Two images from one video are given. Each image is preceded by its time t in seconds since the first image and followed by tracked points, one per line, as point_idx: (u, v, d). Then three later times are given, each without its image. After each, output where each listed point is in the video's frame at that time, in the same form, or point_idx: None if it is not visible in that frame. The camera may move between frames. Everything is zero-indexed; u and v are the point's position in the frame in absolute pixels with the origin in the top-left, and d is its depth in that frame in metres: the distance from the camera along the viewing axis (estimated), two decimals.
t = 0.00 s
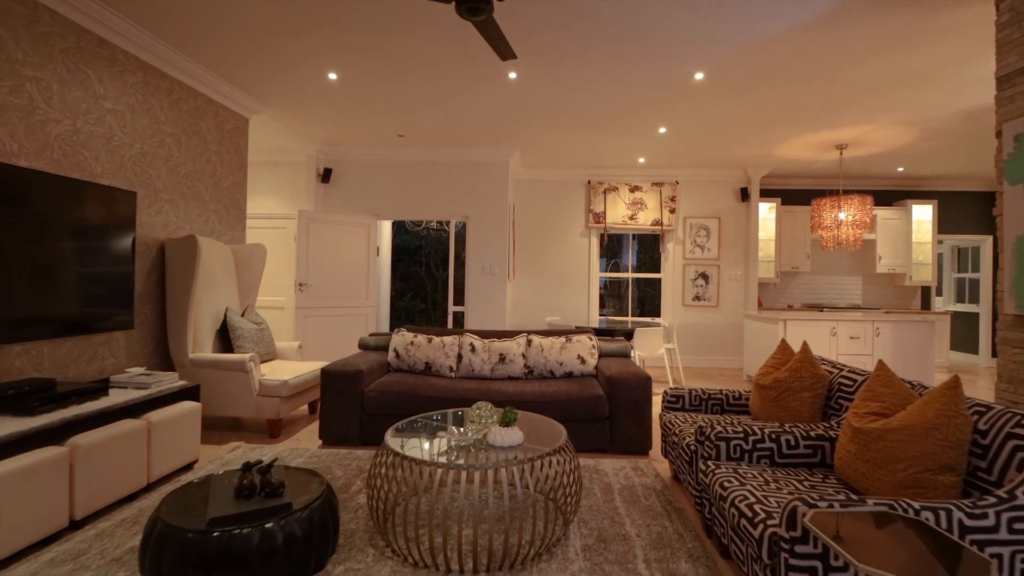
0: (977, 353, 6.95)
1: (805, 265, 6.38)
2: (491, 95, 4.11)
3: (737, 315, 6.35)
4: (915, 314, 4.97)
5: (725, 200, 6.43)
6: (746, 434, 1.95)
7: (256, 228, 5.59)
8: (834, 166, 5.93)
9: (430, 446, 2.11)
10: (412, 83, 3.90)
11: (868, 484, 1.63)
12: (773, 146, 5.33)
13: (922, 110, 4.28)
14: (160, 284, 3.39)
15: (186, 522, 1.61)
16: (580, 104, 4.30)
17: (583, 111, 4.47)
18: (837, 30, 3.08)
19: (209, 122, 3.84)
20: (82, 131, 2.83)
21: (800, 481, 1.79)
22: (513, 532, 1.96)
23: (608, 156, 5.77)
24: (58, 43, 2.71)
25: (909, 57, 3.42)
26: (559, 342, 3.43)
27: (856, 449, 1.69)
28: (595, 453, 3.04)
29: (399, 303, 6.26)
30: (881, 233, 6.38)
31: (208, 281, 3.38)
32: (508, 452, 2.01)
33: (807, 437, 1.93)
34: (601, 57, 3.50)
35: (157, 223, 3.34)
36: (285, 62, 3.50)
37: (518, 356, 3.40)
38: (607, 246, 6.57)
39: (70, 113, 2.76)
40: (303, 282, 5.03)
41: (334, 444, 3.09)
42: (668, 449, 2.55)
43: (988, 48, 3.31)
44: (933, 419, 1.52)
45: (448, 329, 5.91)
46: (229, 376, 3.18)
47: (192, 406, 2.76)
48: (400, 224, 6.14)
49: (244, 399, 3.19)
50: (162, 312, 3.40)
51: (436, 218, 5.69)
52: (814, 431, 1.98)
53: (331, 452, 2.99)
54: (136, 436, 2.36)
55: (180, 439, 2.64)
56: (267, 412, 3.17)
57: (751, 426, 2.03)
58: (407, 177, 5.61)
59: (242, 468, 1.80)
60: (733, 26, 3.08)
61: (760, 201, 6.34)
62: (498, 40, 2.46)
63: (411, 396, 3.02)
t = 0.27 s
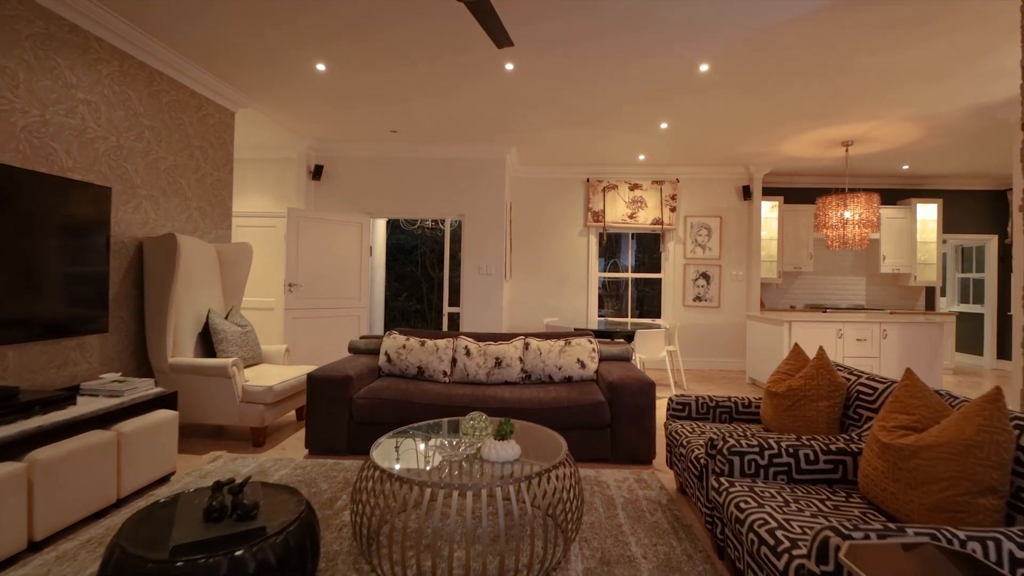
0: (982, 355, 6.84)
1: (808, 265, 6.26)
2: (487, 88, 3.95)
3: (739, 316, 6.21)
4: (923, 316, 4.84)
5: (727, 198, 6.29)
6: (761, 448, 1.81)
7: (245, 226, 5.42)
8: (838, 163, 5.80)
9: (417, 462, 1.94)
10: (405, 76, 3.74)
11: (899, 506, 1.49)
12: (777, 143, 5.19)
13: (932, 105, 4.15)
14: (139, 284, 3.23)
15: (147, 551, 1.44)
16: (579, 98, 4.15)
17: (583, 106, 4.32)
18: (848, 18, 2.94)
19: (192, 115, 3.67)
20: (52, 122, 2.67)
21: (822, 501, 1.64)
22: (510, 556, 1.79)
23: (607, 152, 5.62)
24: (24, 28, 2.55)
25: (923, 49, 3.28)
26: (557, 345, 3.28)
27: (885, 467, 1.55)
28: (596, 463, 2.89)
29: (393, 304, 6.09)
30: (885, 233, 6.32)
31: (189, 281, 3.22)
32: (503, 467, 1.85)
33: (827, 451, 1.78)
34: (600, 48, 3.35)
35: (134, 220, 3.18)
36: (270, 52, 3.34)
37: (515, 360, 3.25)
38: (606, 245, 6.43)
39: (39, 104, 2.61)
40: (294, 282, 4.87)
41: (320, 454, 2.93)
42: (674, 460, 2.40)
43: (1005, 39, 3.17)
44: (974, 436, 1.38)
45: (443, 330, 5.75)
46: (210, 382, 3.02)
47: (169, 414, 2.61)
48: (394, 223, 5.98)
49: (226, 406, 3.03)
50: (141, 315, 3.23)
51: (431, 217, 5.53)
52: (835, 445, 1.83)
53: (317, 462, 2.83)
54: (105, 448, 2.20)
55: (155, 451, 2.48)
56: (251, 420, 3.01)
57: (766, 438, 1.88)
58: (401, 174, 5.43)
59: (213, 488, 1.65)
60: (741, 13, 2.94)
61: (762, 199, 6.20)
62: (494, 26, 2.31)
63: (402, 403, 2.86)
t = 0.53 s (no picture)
0: (984, 356, 6.74)
1: (808, 266, 6.15)
2: (479, 83, 3.81)
3: (739, 318, 6.09)
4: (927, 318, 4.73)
5: (726, 197, 6.17)
6: (774, 463, 1.67)
7: (232, 226, 5.26)
8: (840, 162, 5.68)
9: (402, 480, 1.79)
10: (393, 71, 3.59)
11: (928, 530, 1.36)
12: (777, 141, 5.08)
13: (939, 101, 4.03)
14: (113, 286, 3.07)
15: None
16: (575, 94, 4.02)
17: (579, 101, 4.18)
18: (855, 10, 2.82)
19: (171, 110, 3.52)
20: (17, 113, 2.52)
21: (842, 523, 1.51)
22: None
23: (604, 151, 5.50)
24: None
25: (932, 42, 3.16)
26: (553, 349, 3.14)
27: (912, 485, 1.41)
28: (595, 473, 2.75)
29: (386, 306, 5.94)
30: (887, 233, 6.23)
31: (166, 284, 3.06)
32: (493, 486, 1.71)
33: (845, 466, 1.65)
34: (597, 41, 3.21)
35: (108, 219, 3.02)
36: (251, 44, 3.18)
37: (509, 365, 3.11)
38: (603, 245, 6.30)
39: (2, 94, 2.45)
40: (281, 284, 4.71)
41: (304, 465, 2.77)
42: (677, 472, 2.27)
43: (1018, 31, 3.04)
44: (1013, 452, 1.24)
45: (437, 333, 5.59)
46: (188, 389, 2.87)
47: (140, 425, 2.46)
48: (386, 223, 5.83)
49: (204, 415, 2.87)
50: (115, 318, 3.07)
51: (423, 217, 5.38)
52: (853, 459, 1.69)
53: (300, 474, 2.67)
54: (68, 463, 2.05)
55: (124, 464, 2.33)
56: (231, 429, 2.86)
57: (778, 451, 1.74)
58: (392, 172, 5.28)
59: (174, 511, 1.54)
60: (743, 4, 2.81)
61: (762, 198, 6.09)
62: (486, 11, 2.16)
63: (389, 412, 2.71)
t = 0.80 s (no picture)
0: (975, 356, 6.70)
1: (801, 265, 6.07)
2: (465, 74, 3.65)
3: (731, 318, 5.99)
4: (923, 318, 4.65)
5: (718, 195, 6.07)
6: (781, 478, 1.53)
7: (208, 224, 5.05)
8: (833, 159, 5.60)
9: (375, 501, 1.62)
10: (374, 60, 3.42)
11: (954, 556, 1.23)
12: (771, 137, 4.97)
13: (936, 96, 3.93)
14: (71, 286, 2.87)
15: None
16: (565, 86, 3.87)
17: (569, 95, 4.03)
18: None
19: (137, 99, 3.32)
20: None
21: (857, 546, 1.37)
22: None
23: (595, 147, 5.37)
24: None
25: (933, 32, 3.05)
26: (542, 352, 2.99)
27: (935, 506, 1.28)
28: (585, 484, 2.60)
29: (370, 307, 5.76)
30: (880, 232, 6.14)
31: (129, 284, 2.87)
32: (474, 507, 1.55)
33: (858, 482, 1.51)
34: (587, 30, 3.07)
35: (66, 215, 2.83)
36: (221, 29, 3.00)
37: (496, 369, 2.95)
38: (593, 244, 6.17)
39: None
40: (258, 283, 4.51)
41: (276, 478, 2.60)
42: (673, 484, 2.13)
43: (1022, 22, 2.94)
44: None
45: (423, 334, 5.42)
46: (152, 396, 2.68)
47: (96, 437, 2.29)
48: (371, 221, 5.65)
49: (169, 424, 2.69)
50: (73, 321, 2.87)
51: (408, 214, 5.21)
52: (866, 474, 1.55)
53: (271, 488, 2.49)
54: (9, 480, 1.87)
55: (77, 479, 2.16)
56: (197, 440, 2.68)
57: (784, 465, 1.60)
58: (376, 168, 5.10)
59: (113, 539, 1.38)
60: None
61: (754, 197, 5.99)
62: None
63: (367, 421, 2.54)
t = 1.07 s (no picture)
0: (956, 357, 6.72)
1: (786, 266, 6.03)
2: (443, 66, 3.49)
3: (716, 319, 5.92)
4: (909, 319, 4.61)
5: (704, 195, 5.99)
6: (781, 497, 1.40)
7: (174, 222, 4.81)
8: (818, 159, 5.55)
9: (333, 531, 1.45)
10: (347, 49, 3.23)
11: None
12: (757, 136, 4.90)
13: (924, 94, 3.87)
14: (12, 288, 2.64)
15: None
16: (548, 80, 3.73)
17: (552, 89, 3.89)
18: None
19: (90, 87, 3.10)
20: None
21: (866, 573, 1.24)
22: None
23: (579, 145, 5.24)
24: None
25: (925, 26, 2.97)
26: (524, 356, 2.84)
27: (952, 531, 1.16)
28: (569, 497, 2.46)
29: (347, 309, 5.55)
30: (864, 232, 6.12)
31: (76, 286, 2.65)
32: (445, 537, 1.40)
33: (864, 501, 1.39)
34: (571, 19, 2.93)
35: (6, 210, 2.61)
36: (179, 11, 2.79)
37: (475, 375, 2.80)
38: (578, 244, 6.04)
39: None
40: (226, 285, 4.29)
41: (235, 496, 2.40)
42: (662, 499, 1.99)
43: (1014, 16, 2.87)
44: None
45: (401, 337, 5.23)
46: (100, 408, 2.47)
47: (34, 454, 2.08)
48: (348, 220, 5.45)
49: (119, 438, 2.48)
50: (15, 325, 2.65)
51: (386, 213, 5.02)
52: (872, 491, 1.43)
53: (230, 506, 2.30)
54: None
55: (11, 502, 1.95)
56: (151, 455, 2.48)
57: (784, 483, 1.47)
58: (352, 165, 4.90)
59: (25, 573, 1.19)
60: None
61: (740, 196, 5.92)
62: None
63: (335, 433, 2.36)
